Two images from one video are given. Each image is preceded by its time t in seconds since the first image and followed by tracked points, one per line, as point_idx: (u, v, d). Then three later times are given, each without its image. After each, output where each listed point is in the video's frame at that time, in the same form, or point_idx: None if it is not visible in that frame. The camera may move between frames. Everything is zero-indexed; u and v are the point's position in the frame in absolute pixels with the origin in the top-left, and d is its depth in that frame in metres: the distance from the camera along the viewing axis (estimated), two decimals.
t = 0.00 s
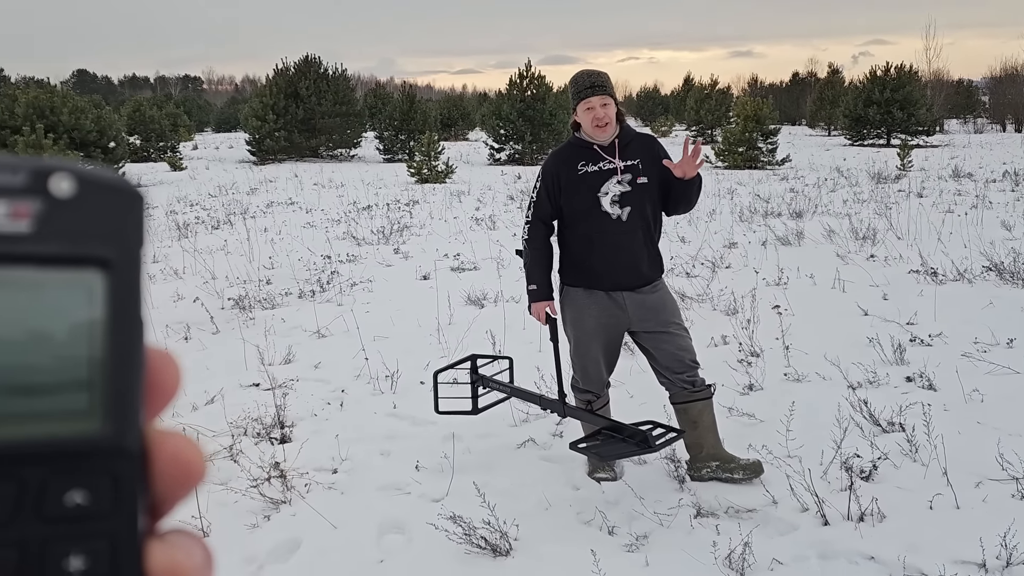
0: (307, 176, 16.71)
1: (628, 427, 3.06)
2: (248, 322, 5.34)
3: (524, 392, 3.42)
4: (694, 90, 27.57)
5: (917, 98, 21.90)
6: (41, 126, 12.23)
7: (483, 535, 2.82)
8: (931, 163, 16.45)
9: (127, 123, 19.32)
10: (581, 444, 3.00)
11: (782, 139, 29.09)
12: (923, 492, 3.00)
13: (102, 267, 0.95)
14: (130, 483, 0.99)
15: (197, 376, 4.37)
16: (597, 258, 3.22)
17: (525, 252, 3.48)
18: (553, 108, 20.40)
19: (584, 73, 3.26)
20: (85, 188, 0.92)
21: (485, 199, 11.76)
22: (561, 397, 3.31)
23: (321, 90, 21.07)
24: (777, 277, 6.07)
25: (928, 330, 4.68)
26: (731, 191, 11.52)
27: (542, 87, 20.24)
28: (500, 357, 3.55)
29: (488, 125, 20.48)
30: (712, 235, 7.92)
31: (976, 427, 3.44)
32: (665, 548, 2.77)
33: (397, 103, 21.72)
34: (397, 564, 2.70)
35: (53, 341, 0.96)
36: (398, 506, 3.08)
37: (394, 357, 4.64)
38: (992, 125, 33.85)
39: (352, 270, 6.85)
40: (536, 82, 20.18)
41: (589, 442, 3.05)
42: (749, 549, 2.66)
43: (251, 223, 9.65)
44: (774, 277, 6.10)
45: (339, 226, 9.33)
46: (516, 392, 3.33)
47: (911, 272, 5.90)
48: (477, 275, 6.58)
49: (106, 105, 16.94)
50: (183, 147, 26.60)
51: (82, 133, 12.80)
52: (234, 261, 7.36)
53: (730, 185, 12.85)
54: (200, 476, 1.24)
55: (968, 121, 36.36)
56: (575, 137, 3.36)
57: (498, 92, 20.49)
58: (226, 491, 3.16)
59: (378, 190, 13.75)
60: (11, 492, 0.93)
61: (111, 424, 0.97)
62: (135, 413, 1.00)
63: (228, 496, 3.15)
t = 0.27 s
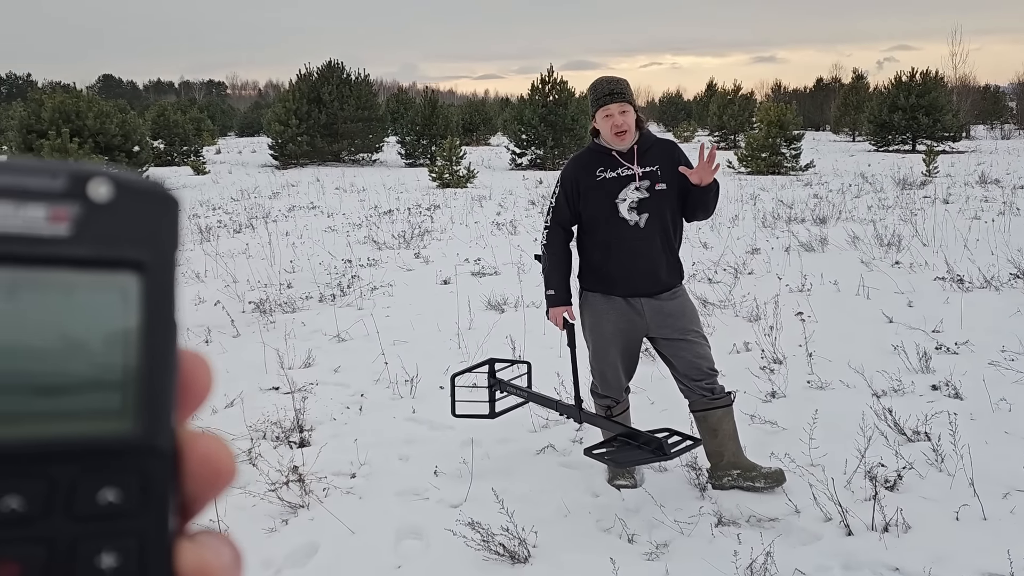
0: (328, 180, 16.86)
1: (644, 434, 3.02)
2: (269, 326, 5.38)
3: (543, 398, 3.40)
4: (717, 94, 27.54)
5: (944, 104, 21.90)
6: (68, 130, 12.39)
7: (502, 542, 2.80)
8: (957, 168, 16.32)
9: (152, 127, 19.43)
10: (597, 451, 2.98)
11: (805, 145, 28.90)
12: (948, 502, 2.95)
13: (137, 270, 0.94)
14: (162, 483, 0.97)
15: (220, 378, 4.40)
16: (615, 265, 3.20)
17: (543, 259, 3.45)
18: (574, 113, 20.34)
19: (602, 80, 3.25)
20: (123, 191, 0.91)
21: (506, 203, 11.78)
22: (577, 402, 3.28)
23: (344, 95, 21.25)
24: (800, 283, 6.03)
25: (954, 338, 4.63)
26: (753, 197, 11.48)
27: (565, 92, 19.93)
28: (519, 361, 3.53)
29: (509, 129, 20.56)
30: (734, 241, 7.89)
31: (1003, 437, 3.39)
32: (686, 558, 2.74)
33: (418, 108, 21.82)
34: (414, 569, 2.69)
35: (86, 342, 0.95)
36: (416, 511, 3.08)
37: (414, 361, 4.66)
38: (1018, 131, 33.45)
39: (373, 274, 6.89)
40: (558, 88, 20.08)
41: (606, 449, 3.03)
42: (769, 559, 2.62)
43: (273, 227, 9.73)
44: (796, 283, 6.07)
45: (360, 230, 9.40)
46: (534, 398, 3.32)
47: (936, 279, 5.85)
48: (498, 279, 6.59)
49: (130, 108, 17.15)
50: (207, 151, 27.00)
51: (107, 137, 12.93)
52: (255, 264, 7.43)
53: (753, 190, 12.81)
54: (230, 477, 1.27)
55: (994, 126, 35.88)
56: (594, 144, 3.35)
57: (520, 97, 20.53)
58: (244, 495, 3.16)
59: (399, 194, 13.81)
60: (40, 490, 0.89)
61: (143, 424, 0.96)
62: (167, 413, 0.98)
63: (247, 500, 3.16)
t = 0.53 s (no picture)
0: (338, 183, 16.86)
1: (645, 441, 3.03)
2: (279, 329, 5.39)
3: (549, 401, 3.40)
4: (729, 98, 27.47)
5: (957, 108, 21.79)
6: (81, 133, 12.43)
7: (510, 547, 2.80)
8: (972, 173, 16.21)
9: (163, 130, 19.42)
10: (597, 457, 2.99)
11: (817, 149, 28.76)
12: (960, 510, 2.94)
13: (173, 258, 1.05)
14: (194, 469, 1.07)
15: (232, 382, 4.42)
16: (622, 269, 3.19)
17: (550, 262, 3.45)
18: (586, 117, 20.30)
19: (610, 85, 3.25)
20: (158, 182, 1.02)
21: (516, 207, 11.77)
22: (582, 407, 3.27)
23: (354, 98, 21.29)
24: (812, 288, 6.02)
25: (967, 344, 4.61)
26: (766, 201, 11.43)
27: (575, 96, 20.12)
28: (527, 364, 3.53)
29: (520, 133, 20.54)
30: (746, 245, 7.87)
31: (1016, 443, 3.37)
32: (696, 564, 2.73)
33: (429, 111, 21.82)
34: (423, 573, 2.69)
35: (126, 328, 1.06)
36: (425, 515, 3.08)
37: (423, 364, 4.67)
38: None
39: (383, 278, 6.90)
40: (569, 92, 20.11)
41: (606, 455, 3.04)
42: (778, 566, 2.61)
43: (283, 230, 9.76)
44: (808, 288, 6.06)
45: (371, 234, 9.41)
46: (540, 401, 3.32)
47: (949, 284, 5.83)
48: (508, 283, 6.58)
49: (142, 112, 17.21)
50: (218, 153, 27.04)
51: (118, 140, 12.94)
52: (265, 267, 7.44)
53: (766, 195, 12.75)
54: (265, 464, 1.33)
55: (1008, 130, 35.57)
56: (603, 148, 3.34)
57: (531, 101, 20.50)
58: (253, 498, 3.18)
59: (409, 197, 13.81)
60: (80, 474, 1.00)
61: (179, 412, 1.06)
62: (202, 403, 1.08)
63: (256, 503, 3.17)
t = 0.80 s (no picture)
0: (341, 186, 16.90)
1: (641, 446, 3.04)
2: (280, 331, 5.40)
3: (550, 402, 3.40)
4: (731, 101, 27.52)
5: (960, 112, 21.70)
6: (84, 134, 12.47)
7: (511, 549, 2.80)
8: (974, 176, 16.22)
9: (166, 132, 19.43)
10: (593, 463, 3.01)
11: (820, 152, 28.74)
12: (963, 514, 2.93)
13: (195, 260, 1.05)
14: (214, 470, 1.07)
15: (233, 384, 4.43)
16: (623, 272, 3.19)
17: (551, 264, 3.44)
18: (588, 120, 20.31)
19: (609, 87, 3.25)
20: (182, 184, 1.01)
21: (518, 210, 11.78)
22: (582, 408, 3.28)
23: (357, 101, 21.35)
24: (814, 291, 6.01)
25: (970, 347, 4.60)
26: (768, 204, 11.43)
27: (578, 99, 19.96)
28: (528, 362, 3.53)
29: (522, 135, 20.56)
30: (747, 248, 7.86)
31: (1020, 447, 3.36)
32: (697, 568, 2.73)
33: (431, 113, 21.86)
34: None
35: (149, 328, 1.07)
36: (427, 517, 3.08)
37: (425, 366, 4.67)
38: None
39: (385, 279, 6.91)
40: (571, 94, 20.13)
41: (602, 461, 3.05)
42: (780, 569, 2.61)
43: (285, 231, 9.77)
44: (810, 291, 6.05)
45: (373, 236, 9.42)
46: (540, 401, 3.32)
47: (952, 287, 5.82)
48: (510, 286, 6.59)
49: (145, 114, 17.27)
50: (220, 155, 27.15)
51: (121, 142, 12.96)
52: (267, 269, 7.46)
53: (767, 198, 12.75)
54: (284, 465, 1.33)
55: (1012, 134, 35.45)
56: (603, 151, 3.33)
57: (533, 103, 20.52)
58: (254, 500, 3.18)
59: (412, 200, 13.83)
60: (103, 473, 1.01)
61: (200, 411, 1.06)
62: (223, 403, 1.08)
63: (257, 504, 3.17)
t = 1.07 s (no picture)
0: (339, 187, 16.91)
1: (635, 447, 3.04)
2: (277, 331, 5.40)
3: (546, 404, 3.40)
4: (729, 103, 27.55)
5: (957, 114, 21.70)
6: (82, 134, 12.54)
7: (508, 551, 2.80)
8: (971, 178, 16.24)
9: (164, 132, 19.47)
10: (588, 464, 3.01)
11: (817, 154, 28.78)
12: (959, 516, 2.93)
13: (195, 264, 1.06)
14: (214, 472, 1.07)
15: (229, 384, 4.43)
16: (619, 274, 3.20)
17: (547, 266, 3.44)
18: (586, 121, 20.33)
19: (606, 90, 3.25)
20: (183, 189, 1.03)
21: (515, 211, 11.79)
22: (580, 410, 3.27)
23: (355, 102, 21.39)
24: (811, 293, 6.02)
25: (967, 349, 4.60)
26: (765, 206, 11.44)
27: (575, 100, 20.33)
28: (526, 364, 3.53)
29: (520, 137, 20.59)
30: (745, 249, 7.87)
31: (1016, 450, 3.36)
32: (694, 569, 2.72)
33: (430, 114, 21.90)
34: None
35: (150, 331, 1.06)
36: (423, 518, 3.08)
37: (422, 367, 4.67)
38: None
39: (382, 280, 6.91)
40: (569, 96, 20.18)
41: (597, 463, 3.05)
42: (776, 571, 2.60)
43: (283, 232, 9.79)
44: (807, 293, 6.06)
45: (371, 236, 9.43)
46: (537, 403, 3.32)
47: (948, 289, 5.83)
48: (507, 287, 6.59)
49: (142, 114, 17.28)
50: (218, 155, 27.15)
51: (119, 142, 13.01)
52: (265, 269, 7.46)
53: (765, 199, 12.76)
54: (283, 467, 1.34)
55: (1010, 136, 35.47)
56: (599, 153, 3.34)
57: (531, 105, 20.55)
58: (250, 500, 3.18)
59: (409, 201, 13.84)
60: (104, 475, 1.01)
61: (200, 414, 1.07)
62: (223, 406, 1.09)
63: (254, 505, 3.17)
